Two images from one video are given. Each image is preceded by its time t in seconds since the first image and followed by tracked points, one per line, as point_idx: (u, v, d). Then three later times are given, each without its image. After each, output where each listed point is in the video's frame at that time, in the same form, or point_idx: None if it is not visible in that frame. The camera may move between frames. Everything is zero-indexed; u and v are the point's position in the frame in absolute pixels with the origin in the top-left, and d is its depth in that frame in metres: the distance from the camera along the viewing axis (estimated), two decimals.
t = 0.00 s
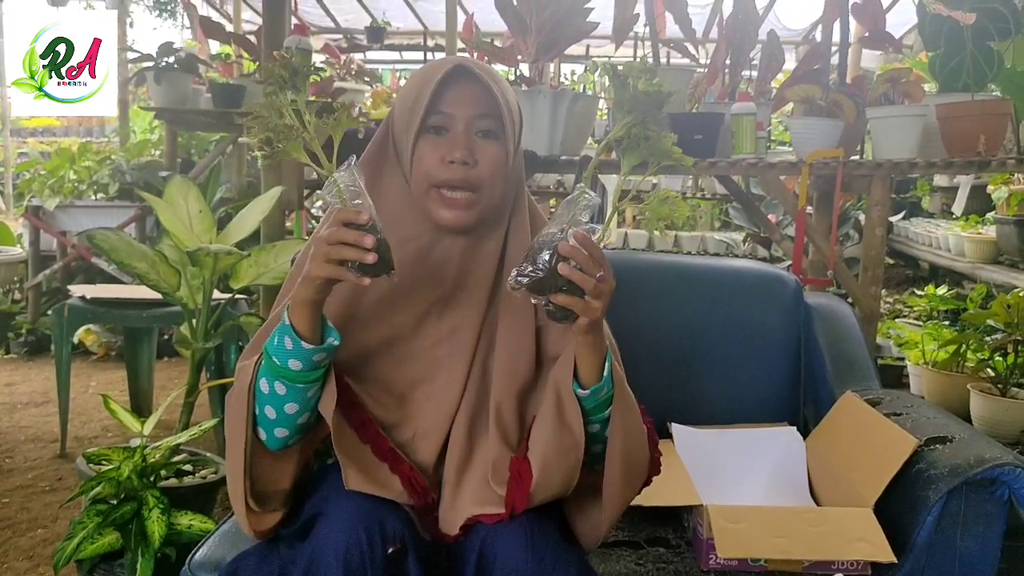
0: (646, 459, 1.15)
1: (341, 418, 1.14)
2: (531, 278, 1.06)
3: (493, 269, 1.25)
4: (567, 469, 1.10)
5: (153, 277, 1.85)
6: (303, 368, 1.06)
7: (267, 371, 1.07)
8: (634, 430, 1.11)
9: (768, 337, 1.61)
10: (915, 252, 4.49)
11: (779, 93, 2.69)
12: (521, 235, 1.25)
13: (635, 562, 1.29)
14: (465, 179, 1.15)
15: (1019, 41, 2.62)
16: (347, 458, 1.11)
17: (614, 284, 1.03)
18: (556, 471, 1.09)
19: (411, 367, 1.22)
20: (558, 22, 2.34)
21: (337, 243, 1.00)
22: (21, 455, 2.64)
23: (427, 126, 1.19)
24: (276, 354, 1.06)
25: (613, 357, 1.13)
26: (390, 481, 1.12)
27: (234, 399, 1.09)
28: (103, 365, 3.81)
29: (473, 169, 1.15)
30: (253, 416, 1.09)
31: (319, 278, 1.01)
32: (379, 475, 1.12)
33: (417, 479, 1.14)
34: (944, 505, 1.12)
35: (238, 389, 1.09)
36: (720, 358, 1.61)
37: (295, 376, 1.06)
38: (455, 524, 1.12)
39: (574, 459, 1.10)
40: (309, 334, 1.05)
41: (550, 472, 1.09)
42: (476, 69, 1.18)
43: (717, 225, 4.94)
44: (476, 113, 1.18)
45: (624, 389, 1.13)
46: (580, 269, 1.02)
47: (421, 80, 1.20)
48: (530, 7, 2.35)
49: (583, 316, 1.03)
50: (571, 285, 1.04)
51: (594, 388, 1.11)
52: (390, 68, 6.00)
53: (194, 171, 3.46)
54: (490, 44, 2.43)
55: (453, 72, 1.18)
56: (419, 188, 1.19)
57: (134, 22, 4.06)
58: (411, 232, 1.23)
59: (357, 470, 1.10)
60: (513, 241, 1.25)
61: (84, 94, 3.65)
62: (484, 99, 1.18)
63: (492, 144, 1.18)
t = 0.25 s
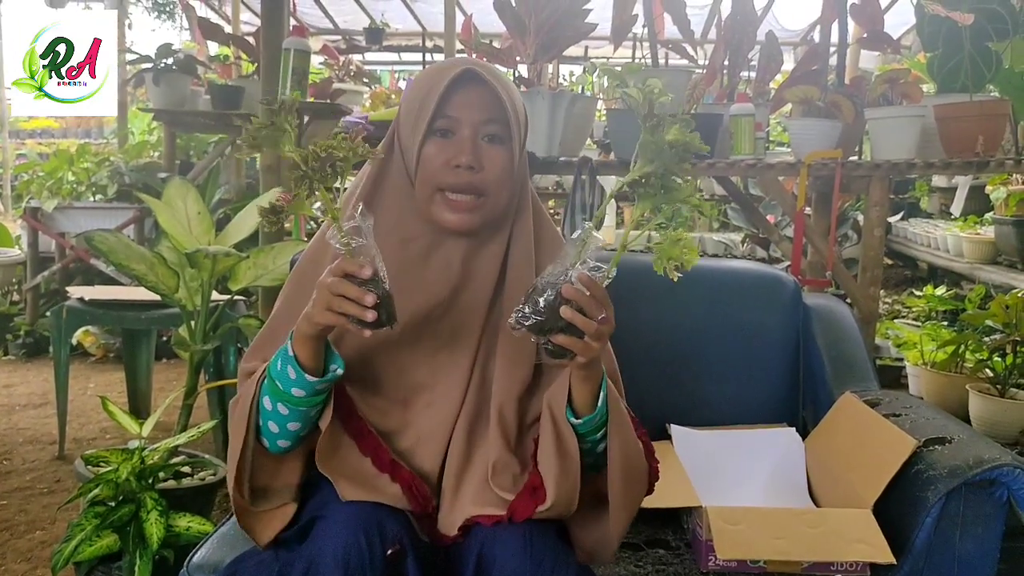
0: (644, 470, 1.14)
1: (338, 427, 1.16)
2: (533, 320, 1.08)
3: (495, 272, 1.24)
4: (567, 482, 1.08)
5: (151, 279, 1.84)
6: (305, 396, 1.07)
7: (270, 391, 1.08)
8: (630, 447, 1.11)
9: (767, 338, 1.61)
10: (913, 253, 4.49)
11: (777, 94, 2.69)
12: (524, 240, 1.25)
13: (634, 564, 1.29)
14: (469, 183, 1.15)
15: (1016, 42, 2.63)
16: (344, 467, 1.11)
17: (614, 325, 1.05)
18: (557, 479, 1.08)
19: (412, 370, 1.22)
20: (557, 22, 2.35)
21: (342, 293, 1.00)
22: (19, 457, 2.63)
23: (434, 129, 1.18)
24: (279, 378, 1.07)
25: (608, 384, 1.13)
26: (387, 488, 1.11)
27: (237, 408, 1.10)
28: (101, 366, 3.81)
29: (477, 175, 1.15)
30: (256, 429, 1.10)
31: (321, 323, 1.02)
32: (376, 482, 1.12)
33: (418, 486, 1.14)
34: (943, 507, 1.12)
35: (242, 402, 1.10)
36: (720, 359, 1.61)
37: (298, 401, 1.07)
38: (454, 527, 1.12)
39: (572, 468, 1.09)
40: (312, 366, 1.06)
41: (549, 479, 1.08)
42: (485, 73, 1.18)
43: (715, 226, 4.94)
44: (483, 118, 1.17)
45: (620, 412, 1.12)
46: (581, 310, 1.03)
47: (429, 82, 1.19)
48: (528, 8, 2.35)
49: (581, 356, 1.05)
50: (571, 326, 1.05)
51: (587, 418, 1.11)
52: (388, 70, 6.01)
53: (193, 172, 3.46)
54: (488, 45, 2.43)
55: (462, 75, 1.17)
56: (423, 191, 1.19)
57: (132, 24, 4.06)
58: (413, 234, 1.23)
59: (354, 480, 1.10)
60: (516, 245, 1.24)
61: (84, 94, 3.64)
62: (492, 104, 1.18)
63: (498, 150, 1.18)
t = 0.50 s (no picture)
0: (643, 468, 1.14)
1: (338, 423, 1.14)
2: (537, 314, 1.08)
3: (497, 271, 1.24)
4: (568, 481, 1.08)
5: (150, 280, 1.84)
6: (302, 380, 1.06)
7: (267, 379, 1.08)
8: (630, 445, 1.11)
9: (766, 338, 1.61)
10: (912, 253, 4.49)
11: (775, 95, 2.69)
12: (526, 239, 1.25)
13: (633, 564, 1.29)
14: (472, 180, 1.16)
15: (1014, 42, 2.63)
16: (345, 465, 1.11)
17: (616, 317, 1.05)
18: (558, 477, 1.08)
19: (412, 368, 1.22)
20: (556, 23, 2.35)
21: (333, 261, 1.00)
22: (18, 458, 2.63)
23: (438, 126, 1.18)
24: (275, 364, 1.06)
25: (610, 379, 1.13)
26: (388, 486, 1.11)
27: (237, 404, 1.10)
28: (100, 368, 3.80)
29: (480, 174, 1.15)
30: (254, 421, 1.10)
31: (313, 295, 1.01)
32: (376, 480, 1.11)
33: (417, 486, 1.13)
34: (942, 507, 1.12)
35: (240, 394, 1.10)
36: (720, 359, 1.61)
37: (294, 387, 1.07)
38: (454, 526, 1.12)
39: (572, 467, 1.09)
40: (307, 347, 1.06)
41: (549, 478, 1.08)
42: (491, 72, 1.18)
43: (714, 227, 4.95)
44: (488, 115, 1.17)
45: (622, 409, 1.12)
46: (583, 302, 1.03)
47: (435, 80, 1.19)
48: (527, 9, 2.35)
49: (585, 348, 1.04)
50: (574, 319, 1.05)
51: (590, 412, 1.11)
52: (386, 71, 6.01)
53: (192, 173, 3.46)
54: (487, 46, 2.42)
55: (468, 73, 1.18)
56: (426, 188, 1.19)
57: (130, 25, 4.06)
58: (415, 231, 1.23)
59: (354, 477, 1.10)
60: (517, 244, 1.25)
61: (83, 94, 3.64)
62: (498, 102, 1.18)
63: (502, 148, 1.18)
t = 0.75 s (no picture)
0: (643, 474, 1.15)
1: (338, 426, 1.16)
2: (535, 326, 1.07)
3: (498, 272, 1.24)
4: (568, 486, 1.08)
5: (149, 281, 1.84)
6: (302, 390, 1.06)
7: (268, 386, 1.08)
8: (628, 451, 1.12)
9: (765, 339, 1.61)
10: (910, 254, 4.50)
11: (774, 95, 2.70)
12: (527, 241, 1.25)
13: (632, 566, 1.28)
14: (474, 180, 1.15)
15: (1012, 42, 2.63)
16: (344, 470, 1.11)
17: (615, 329, 1.05)
18: (557, 480, 1.07)
19: (413, 369, 1.22)
20: (555, 23, 2.35)
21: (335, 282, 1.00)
22: (17, 460, 2.63)
23: (441, 126, 1.18)
24: (276, 373, 1.06)
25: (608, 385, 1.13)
26: (387, 489, 1.11)
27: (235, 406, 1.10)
28: (99, 369, 3.80)
29: (481, 173, 1.15)
30: (254, 425, 1.10)
31: (314, 315, 1.01)
32: (376, 483, 1.12)
33: (417, 488, 1.12)
34: (941, 507, 1.12)
35: (240, 398, 1.10)
36: (720, 359, 1.61)
37: (294, 396, 1.07)
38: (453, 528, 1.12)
39: (571, 473, 1.09)
40: (309, 361, 1.06)
41: (549, 481, 1.08)
42: (494, 73, 1.18)
43: (712, 227, 4.95)
44: (490, 116, 1.17)
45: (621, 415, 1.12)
46: (583, 314, 1.03)
47: (438, 80, 1.19)
48: (525, 10, 2.36)
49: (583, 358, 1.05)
50: (573, 331, 1.05)
51: (588, 419, 1.11)
52: (385, 72, 6.02)
53: (190, 174, 3.46)
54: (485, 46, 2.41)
55: (471, 74, 1.18)
56: (428, 188, 1.19)
57: (129, 26, 4.06)
58: (416, 231, 1.23)
59: (354, 482, 1.11)
60: (519, 245, 1.25)
61: (83, 94, 3.76)
62: (500, 104, 1.18)
63: (504, 149, 1.18)
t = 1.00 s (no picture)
0: (642, 476, 1.15)
1: (335, 426, 1.16)
2: (534, 330, 1.08)
3: (499, 272, 1.24)
4: (568, 486, 1.08)
5: (148, 282, 1.83)
6: (295, 389, 1.06)
7: (261, 383, 1.08)
8: (628, 452, 1.12)
9: (764, 340, 1.61)
10: (909, 254, 4.50)
11: (773, 95, 2.70)
12: (528, 241, 1.25)
13: (632, 566, 1.28)
14: (475, 181, 1.15)
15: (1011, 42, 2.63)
16: (343, 470, 1.12)
17: (614, 332, 1.05)
18: (557, 479, 1.07)
19: (413, 369, 1.22)
20: (554, 24, 2.35)
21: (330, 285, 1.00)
22: (16, 461, 2.62)
23: (443, 126, 1.19)
24: (269, 371, 1.06)
25: (608, 388, 1.13)
26: (387, 488, 1.11)
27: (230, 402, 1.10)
28: (98, 369, 3.80)
29: (483, 174, 1.15)
30: (248, 422, 1.10)
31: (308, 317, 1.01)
32: (375, 483, 1.12)
33: (416, 487, 1.12)
34: (941, 507, 1.12)
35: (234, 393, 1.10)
36: (719, 359, 1.61)
37: (288, 394, 1.06)
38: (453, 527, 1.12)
39: (571, 474, 1.09)
40: (302, 360, 1.05)
41: (550, 482, 1.07)
42: (496, 73, 1.18)
43: (711, 228, 4.96)
44: (492, 118, 1.17)
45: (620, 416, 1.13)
46: (581, 318, 1.03)
47: (439, 81, 1.20)
48: (524, 10, 2.36)
49: (582, 363, 1.04)
50: (572, 335, 1.04)
51: (588, 421, 1.10)
52: (383, 72, 6.02)
53: (189, 175, 3.46)
54: (485, 47, 2.41)
55: (473, 75, 1.18)
56: (429, 189, 1.19)
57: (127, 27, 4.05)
58: (417, 231, 1.23)
59: (354, 482, 1.11)
60: (520, 246, 1.25)
61: (84, 94, 3.78)
62: (502, 105, 1.18)
63: (505, 150, 1.18)
